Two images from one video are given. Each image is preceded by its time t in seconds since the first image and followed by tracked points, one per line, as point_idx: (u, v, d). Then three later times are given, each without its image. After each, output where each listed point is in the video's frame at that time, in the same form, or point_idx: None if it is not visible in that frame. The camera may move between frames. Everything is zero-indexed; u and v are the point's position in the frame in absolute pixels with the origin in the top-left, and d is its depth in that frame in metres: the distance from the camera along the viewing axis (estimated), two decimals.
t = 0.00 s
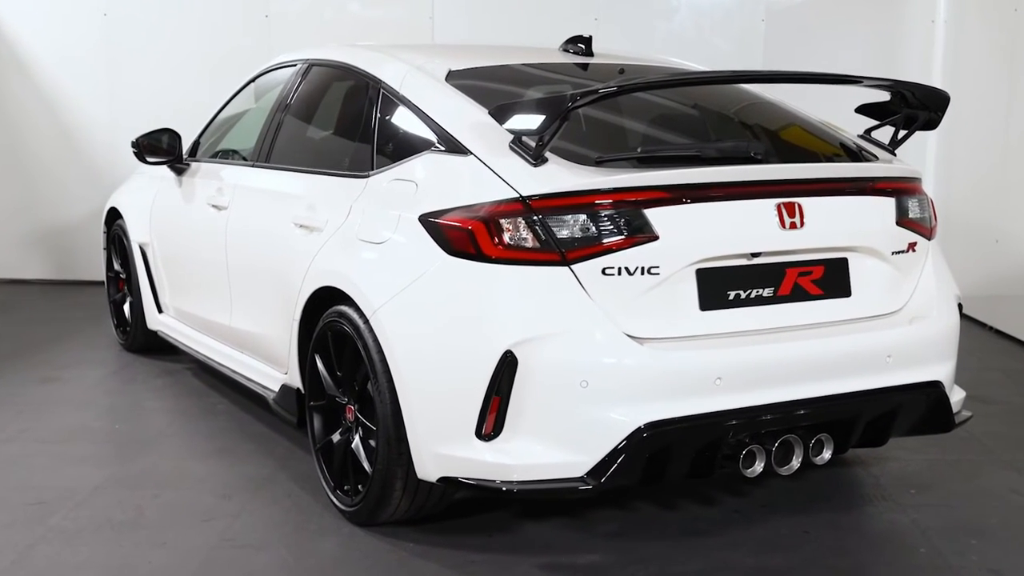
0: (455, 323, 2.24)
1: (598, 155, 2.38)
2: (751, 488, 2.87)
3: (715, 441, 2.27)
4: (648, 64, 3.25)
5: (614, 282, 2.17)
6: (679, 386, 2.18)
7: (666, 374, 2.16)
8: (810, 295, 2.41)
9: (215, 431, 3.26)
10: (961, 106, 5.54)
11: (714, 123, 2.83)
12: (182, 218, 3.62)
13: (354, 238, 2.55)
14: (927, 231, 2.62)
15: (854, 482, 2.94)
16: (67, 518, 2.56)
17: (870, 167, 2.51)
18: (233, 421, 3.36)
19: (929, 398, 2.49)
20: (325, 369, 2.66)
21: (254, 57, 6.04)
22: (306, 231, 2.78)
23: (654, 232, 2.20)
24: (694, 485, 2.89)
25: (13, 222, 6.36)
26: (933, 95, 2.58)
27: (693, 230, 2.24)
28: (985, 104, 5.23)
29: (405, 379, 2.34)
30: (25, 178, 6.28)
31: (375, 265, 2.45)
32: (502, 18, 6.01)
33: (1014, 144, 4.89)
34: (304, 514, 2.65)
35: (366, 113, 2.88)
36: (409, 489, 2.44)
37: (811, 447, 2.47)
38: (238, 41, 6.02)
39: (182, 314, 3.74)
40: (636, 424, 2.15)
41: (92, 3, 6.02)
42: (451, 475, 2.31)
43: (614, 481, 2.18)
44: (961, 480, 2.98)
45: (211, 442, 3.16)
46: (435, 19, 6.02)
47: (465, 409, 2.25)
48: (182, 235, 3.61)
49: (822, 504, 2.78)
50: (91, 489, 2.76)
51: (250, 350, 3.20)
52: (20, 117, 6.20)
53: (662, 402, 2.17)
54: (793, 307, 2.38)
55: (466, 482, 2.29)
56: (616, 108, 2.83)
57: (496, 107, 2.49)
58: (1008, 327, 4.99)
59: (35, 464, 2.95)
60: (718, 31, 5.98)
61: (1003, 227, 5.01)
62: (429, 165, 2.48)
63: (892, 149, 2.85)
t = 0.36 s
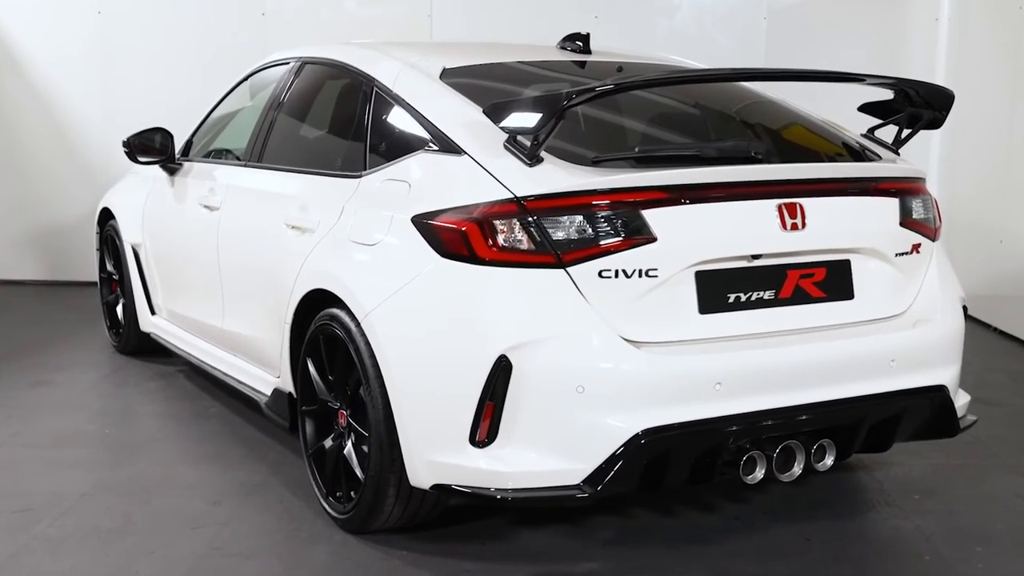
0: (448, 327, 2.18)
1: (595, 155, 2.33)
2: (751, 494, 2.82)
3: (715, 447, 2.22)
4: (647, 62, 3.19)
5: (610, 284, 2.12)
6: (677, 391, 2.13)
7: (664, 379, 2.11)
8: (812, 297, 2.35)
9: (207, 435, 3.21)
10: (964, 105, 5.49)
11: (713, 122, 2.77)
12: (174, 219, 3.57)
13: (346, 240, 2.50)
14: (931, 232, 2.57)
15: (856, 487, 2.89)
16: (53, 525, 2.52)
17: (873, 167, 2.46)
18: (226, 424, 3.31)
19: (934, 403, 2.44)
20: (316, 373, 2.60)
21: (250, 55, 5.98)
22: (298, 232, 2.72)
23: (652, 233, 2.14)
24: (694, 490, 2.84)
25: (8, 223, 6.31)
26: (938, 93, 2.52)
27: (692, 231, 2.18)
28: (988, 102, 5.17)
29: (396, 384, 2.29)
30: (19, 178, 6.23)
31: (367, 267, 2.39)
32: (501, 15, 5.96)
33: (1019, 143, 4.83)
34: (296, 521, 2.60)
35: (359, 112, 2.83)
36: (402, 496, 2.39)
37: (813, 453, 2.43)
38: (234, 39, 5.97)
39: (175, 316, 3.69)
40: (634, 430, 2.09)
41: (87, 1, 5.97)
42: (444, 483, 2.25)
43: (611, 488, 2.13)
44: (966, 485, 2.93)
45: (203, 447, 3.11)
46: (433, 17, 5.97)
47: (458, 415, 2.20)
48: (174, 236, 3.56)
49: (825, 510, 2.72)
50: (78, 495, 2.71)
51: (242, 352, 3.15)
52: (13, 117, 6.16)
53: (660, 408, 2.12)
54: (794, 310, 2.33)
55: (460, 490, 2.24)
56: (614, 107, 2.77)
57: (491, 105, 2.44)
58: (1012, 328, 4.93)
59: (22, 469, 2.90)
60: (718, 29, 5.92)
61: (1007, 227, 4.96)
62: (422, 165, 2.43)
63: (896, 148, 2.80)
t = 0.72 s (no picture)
0: (442, 330, 2.13)
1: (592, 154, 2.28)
2: (753, 499, 2.77)
3: (715, 452, 2.17)
4: (647, 60, 3.15)
5: (608, 287, 2.07)
6: (676, 396, 2.08)
7: (663, 383, 2.06)
8: (814, 299, 2.31)
9: (199, 439, 3.17)
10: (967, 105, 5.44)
11: (713, 121, 2.73)
12: (167, 220, 3.52)
13: (338, 241, 2.45)
14: (936, 233, 2.52)
15: (859, 492, 2.84)
16: (39, 533, 2.48)
17: (876, 166, 2.41)
18: (219, 428, 3.27)
19: (939, 407, 2.39)
20: (309, 377, 2.55)
21: (247, 54, 5.94)
22: (290, 233, 2.67)
23: (651, 234, 2.09)
24: (694, 496, 2.79)
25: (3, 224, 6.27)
26: (942, 91, 2.47)
27: (691, 233, 2.13)
28: (992, 101, 5.12)
29: (389, 388, 2.24)
30: (14, 179, 6.20)
31: (360, 269, 2.34)
32: (500, 14, 5.91)
33: None
34: (287, 528, 2.55)
35: (352, 110, 2.79)
36: (395, 503, 2.34)
37: (815, 459, 2.38)
38: (231, 37, 5.92)
39: (168, 318, 3.64)
40: (633, 436, 2.05)
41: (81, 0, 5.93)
42: (438, 490, 2.20)
43: (608, 495, 2.08)
44: (971, 490, 2.88)
45: (195, 451, 3.06)
46: (432, 15, 5.93)
47: (452, 420, 2.15)
48: (167, 236, 3.51)
49: (827, 516, 2.67)
50: (66, 502, 2.68)
51: (235, 355, 3.10)
52: (8, 118, 6.12)
53: (659, 413, 2.07)
54: (796, 312, 2.28)
55: (454, 497, 2.18)
56: (613, 105, 2.73)
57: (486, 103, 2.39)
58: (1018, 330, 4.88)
59: (11, 475, 2.86)
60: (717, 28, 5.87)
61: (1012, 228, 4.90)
62: (416, 164, 2.38)
63: (900, 148, 2.75)
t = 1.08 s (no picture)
0: (438, 333, 2.09)
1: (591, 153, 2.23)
2: (755, 505, 2.72)
3: (717, 457, 2.12)
4: (646, 58, 3.10)
5: (606, 289, 2.03)
6: (676, 401, 2.03)
7: (663, 388, 2.02)
8: (817, 301, 2.26)
9: (193, 443, 3.12)
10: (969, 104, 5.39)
11: (714, 119, 2.68)
12: (160, 220, 3.48)
13: (332, 241, 2.40)
14: (941, 234, 2.47)
15: (863, 498, 2.79)
16: (27, 539, 2.44)
17: (880, 165, 2.36)
18: (213, 432, 3.22)
19: (945, 411, 2.34)
20: (302, 380, 2.51)
21: (244, 53, 5.90)
22: (283, 233, 2.63)
23: (651, 235, 2.05)
24: (695, 501, 2.74)
25: None
26: (947, 89, 2.42)
27: (692, 233, 2.09)
28: (996, 100, 5.08)
29: (383, 393, 2.20)
30: (9, 179, 6.16)
31: (353, 271, 2.30)
32: (498, 12, 5.87)
33: None
34: (280, 534, 2.50)
35: (347, 108, 2.74)
36: (390, 509, 2.30)
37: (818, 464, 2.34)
38: (228, 36, 5.88)
39: (162, 320, 3.59)
40: (633, 441, 2.00)
41: None
42: (434, 496, 2.16)
43: (607, 502, 2.03)
44: (977, 495, 2.83)
45: (188, 455, 3.02)
46: (430, 14, 5.90)
47: (448, 425, 2.10)
48: (160, 237, 3.46)
49: (831, 522, 2.63)
50: (55, 507, 2.64)
51: (229, 357, 3.06)
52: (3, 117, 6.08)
53: (658, 419, 2.02)
54: (799, 315, 2.24)
55: (450, 504, 2.14)
56: (612, 103, 2.68)
57: (483, 101, 2.34)
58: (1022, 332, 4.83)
59: None
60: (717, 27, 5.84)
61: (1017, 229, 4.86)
62: (411, 163, 2.33)
63: (904, 147, 2.70)
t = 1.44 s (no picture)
0: (434, 336, 2.04)
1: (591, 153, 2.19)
2: (758, 510, 2.68)
3: (720, 462, 2.08)
4: (647, 55, 3.06)
5: (607, 291, 1.98)
6: (678, 406, 1.99)
7: (664, 392, 1.97)
8: (821, 303, 2.22)
9: (187, 447, 3.07)
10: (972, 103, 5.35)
11: (717, 118, 2.63)
12: (155, 221, 3.43)
13: (327, 242, 2.36)
14: (948, 235, 2.42)
15: (868, 503, 2.75)
16: (16, 546, 2.40)
17: (886, 165, 2.31)
18: (208, 435, 3.18)
19: (951, 415, 2.30)
20: (297, 384, 2.46)
21: (242, 52, 5.86)
22: (278, 234, 2.58)
23: (652, 236, 2.00)
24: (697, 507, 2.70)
25: None
26: (955, 87, 2.37)
27: (694, 234, 2.04)
28: (1000, 99, 5.04)
29: (379, 397, 2.15)
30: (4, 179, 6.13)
31: (349, 272, 2.25)
32: (496, 11, 5.84)
33: None
34: (275, 541, 2.46)
35: (344, 106, 2.70)
36: (386, 515, 2.25)
37: (824, 469, 2.29)
38: (225, 34, 5.85)
39: (156, 321, 3.55)
40: (634, 447, 1.96)
41: None
42: (430, 503, 2.11)
43: (608, 509, 1.99)
44: (984, 500, 2.79)
45: (182, 459, 2.97)
46: (428, 12, 5.86)
47: (445, 431, 2.06)
48: (155, 238, 3.42)
49: (835, 528, 2.58)
50: (45, 513, 2.60)
51: (223, 359, 3.01)
52: None
53: (660, 424, 1.97)
54: (803, 317, 2.19)
55: (447, 511, 2.09)
56: (613, 102, 2.63)
57: (481, 99, 2.29)
58: None
59: None
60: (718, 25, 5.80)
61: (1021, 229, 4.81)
62: (408, 162, 2.28)
63: (910, 146, 2.65)
